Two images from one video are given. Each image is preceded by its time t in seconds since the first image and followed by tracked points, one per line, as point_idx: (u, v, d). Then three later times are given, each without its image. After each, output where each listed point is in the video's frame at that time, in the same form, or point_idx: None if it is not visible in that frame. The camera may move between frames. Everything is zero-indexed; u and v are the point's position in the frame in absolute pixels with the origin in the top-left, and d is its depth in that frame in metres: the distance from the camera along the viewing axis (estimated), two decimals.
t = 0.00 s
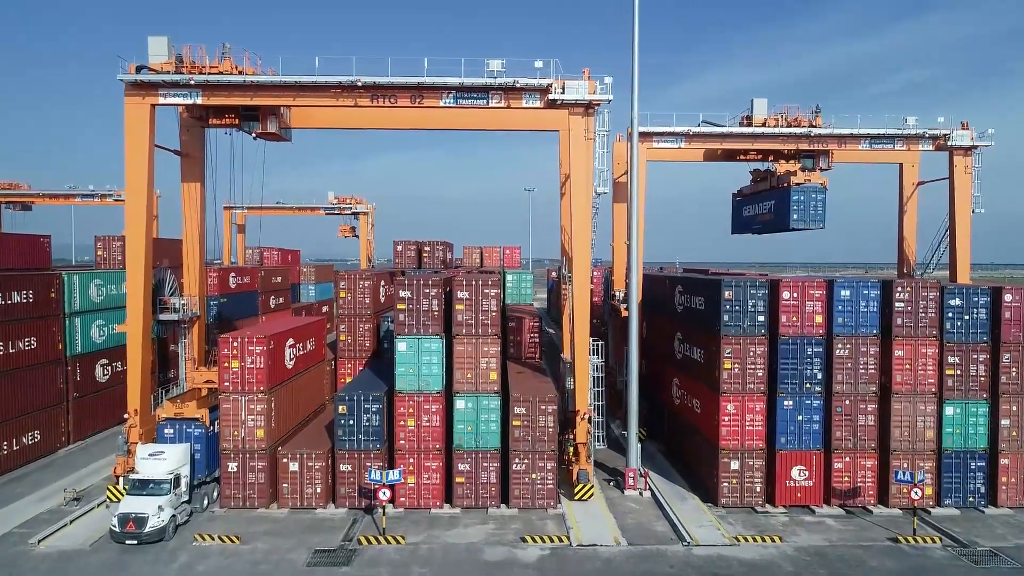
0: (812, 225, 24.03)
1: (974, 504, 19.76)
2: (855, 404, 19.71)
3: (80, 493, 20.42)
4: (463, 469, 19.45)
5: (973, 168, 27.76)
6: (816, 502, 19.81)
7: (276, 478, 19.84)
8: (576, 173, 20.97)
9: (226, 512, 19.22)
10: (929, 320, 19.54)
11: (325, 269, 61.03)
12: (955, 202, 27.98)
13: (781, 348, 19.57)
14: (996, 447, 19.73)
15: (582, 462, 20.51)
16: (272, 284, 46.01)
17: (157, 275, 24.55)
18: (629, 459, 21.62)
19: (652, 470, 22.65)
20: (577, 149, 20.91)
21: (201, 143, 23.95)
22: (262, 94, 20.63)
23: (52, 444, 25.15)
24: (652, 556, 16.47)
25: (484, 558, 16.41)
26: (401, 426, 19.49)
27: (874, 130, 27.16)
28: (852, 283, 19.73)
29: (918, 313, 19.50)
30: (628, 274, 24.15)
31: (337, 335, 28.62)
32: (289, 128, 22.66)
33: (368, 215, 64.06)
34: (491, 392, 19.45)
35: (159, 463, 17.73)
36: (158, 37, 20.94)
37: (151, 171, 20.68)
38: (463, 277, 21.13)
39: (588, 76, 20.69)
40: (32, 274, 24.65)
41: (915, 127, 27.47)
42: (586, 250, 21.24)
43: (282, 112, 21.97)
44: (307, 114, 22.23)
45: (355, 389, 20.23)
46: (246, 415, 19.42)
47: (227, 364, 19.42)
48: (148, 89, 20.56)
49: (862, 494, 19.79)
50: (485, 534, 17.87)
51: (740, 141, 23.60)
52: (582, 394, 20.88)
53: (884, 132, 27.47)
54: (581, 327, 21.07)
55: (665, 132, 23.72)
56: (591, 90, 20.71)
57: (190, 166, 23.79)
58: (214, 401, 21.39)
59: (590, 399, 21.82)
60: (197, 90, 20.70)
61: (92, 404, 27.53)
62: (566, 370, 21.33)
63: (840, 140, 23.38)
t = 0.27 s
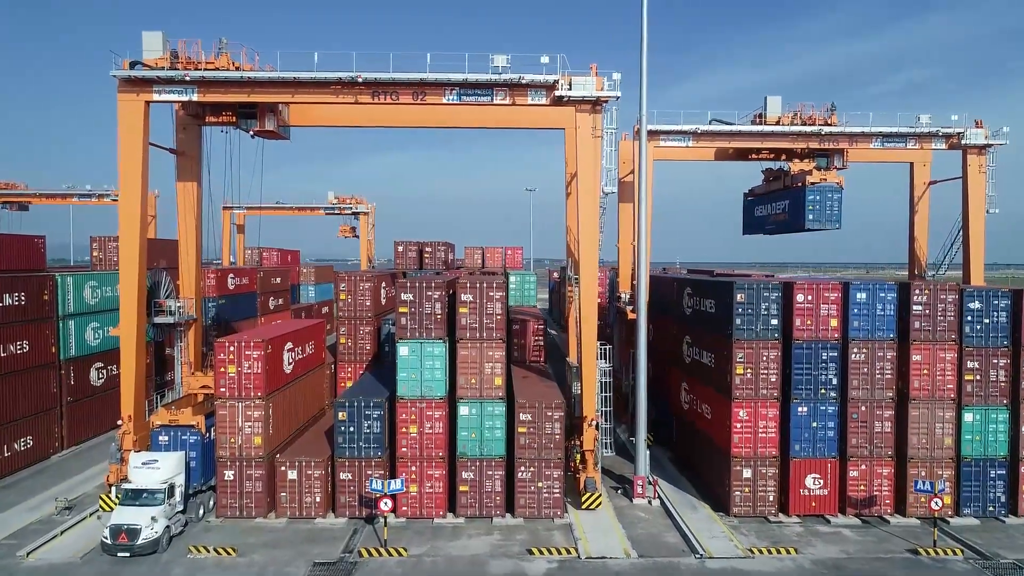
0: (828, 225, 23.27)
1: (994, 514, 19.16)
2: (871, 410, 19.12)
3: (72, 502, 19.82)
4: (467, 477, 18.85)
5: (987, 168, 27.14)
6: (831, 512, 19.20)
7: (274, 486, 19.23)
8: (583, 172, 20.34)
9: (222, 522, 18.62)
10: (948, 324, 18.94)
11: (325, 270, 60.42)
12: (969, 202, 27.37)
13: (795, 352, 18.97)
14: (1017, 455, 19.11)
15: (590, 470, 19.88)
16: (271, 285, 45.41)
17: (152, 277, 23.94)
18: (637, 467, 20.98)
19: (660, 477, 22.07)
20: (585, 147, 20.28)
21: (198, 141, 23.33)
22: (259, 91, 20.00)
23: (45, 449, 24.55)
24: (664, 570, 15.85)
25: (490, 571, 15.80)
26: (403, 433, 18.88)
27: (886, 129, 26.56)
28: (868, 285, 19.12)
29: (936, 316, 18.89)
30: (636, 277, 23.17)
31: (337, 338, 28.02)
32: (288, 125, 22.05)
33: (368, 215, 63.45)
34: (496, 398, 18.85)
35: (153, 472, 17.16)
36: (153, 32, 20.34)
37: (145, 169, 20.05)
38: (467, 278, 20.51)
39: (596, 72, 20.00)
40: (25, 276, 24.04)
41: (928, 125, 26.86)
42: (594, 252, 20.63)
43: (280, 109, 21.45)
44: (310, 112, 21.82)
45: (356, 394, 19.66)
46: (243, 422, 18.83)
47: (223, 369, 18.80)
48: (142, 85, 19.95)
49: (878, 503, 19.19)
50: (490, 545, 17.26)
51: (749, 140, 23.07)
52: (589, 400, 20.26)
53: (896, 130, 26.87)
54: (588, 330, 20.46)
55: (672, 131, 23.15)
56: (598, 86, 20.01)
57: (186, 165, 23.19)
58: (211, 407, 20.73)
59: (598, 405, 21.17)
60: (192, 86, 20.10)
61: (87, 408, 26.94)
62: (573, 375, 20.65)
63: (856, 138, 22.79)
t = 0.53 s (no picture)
0: (845, 226, 22.77)
1: (1015, 523, 18.57)
2: (889, 416, 18.54)
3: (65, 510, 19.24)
4: (472, 485, 18.27)
5: (1002, 166, 26.55)
6: (847, 521, 18.62)
7: (273, 495, 18.66)
8: (591, 171, 19.78)
9: (219, 531, 18.05)
10: (967, 327, 18.38)
11: (325, 270, 59.83)
12: (983, 201, 26.78)
13: (810, 357, 18.40)
14: None
15: (598, 478, 19.29)
16: (271, 286, 44.84)
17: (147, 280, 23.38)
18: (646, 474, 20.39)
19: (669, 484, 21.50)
20: (593, 146, 19.71)
21: (195, 139, 22.75)
22: (258, 88, 19.44)
23: (39, 455, 23.97)
24: None
25: None
26: (406, 440, 18.31)
27: (899, 127, 25.98)
28: (886, 288, 18.54)
29: (955, 320, 18.32)
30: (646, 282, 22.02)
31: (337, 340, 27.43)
32: (287, 123, 21.51)
33: (368, 215, 62.84)
34: (502, 404, 18.29)
35: (148, 481, 16.58)
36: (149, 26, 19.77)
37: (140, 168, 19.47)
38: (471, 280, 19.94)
39: (604, 68, 19.41)
40: (18, 277, 23.47)
41: (942, 123, 26.27)
42: (602, 253, 20.05)
43: (279, 106, 20.90)
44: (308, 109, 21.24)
45: (357, 399, 19.09)
46: (241, 428, 18.25)
47: (220, 374, 18.23)
48: (137, 82, 19.39)
49: (896, 512, 18.62)
50: (496, 556, 16.68)
51: (759, 138, 22.52)
52: (597, 406, 19.70)
53: (909, 128, 26.31)
54: (596, 334, 19.89)
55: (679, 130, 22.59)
56: (606, 83, 19.43)
57: (183, 164, 22.62)
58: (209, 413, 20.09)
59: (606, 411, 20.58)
60: (189, 83, 19.52)
61: (82, 412, 26.37)
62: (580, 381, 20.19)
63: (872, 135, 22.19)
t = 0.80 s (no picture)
0: (862, 226, 22.91)
1: None
2: (907, 422, 17.99)
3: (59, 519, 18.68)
4: (478, 494, 17.73)
5: (1018, 165, 26.01)
6: (864, 530, 18.09)
7: (273, 504, 18.11)
8: (600, 170, 19.23)
9: (218, 542, 17.51)
10: (988, 331, 17.82)
11: (326, 271, 59.27)
12: (998, 201, 26.24)
13: (826, 362, 17.87)
14: None
15: (608, 486, 18.76)
16: (271, 287, 44.30)
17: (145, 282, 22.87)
18: (656, 482, 19.80)
19: (680, 491, 20.97)
20: (603, 145, 19.17)
21: (193, 138, 22.21)
22: (258, 84, 18.90)
23: (34, 461, 23.40)
24: None
25: None
26: (410, 448, 17.76)
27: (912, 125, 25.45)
28: (904, 290, 17.99)
29: (976, 323, 17.75)
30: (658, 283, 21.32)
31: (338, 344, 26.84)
32: (288, 121, 21.02)
33: (369, 215, 62.30)
34: (510, 410, 17.75)
35: (144, 491, 16.05)
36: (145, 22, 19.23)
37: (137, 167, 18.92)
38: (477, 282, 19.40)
39: (614, 63, 18.86)
40: (12, 279, 22.93)
41: (955, 121, 25.75)
42: (611, 255, 19.47)
43: (279, 104, 20.40)
44: (306, 105, 20.72)
45: (360, 405, 18.55)
46: (241, 435, 17.72)
47: (219, 380, 17.70)
48: (133, 78, 18.85)
49: (915, 521, 18.08)
50: (504, 568, 16.12)
51: (770, 136, 22.01)
52: (607, 412, 19.16)
53: (922, 127, 25.79)
54: (605, 338, 19.34)
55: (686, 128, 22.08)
56: (616, 79, 18.88)
57: (181, 163, 22.07)
58: (207, 421, 19.68)
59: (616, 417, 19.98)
60: (187, 79, 18.99)
61: (78, 417, 25.82)
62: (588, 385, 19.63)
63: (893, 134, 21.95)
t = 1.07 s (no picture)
0: (881, 226, 22.43)
1: None
2: (926, 428, 17.50)
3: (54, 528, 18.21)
4: (485, 502, 17.23)
5: None
6: (882, 540, 17.60)
7: (275, 512, 17.62)
8: (610, 169, 18.75)
9: (218, 551, 17.01)
10: (1009, 335, 17.31)
11: (327, 271, 58.80)
12: (1013, 200, 25.75)
13: (843, 367, 17.37)
14: None
15: (618, 494, 18.27)
16: (272, 287, 43.81)
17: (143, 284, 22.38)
18: (667, 489, 19.29)
19: (691, 498, 20.49)
20: (613, 144, 18.65)
21: (192, 136, 21.70)
22: (258, 81, 18.35)
23: (30, 467, 22.93)
24: None
25: None
26: (415, 455, 17.27)
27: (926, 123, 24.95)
28: (923, 293, 17.49)
29: (998, 327, 17.24)
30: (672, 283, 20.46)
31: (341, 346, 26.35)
32: (289, 119, 20.52)
33: (370, 215, 61.81)
34: (517, 416, 17.26)
35: (141, 500, 15.53)
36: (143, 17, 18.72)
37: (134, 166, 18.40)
38: (483, 285, 18.88)
39: (624, 60, 18.35)
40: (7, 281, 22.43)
41: (970, 120, 25.25)
42: (621, 256, 18.94)
43: (280, 101, 19.89)
44: (311, 103, 20.43)
45: (363, 410, 18.06)
46: (241, 442, 17.21)
47: (218, 385, 17.20)
48: (131, 75, 18.35)
49: (934, 530, 17.59)
50: None
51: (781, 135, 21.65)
52: (617, 417, 18.65)
53: (936, 125, 25.30)
54: (615, 342, 18.83)
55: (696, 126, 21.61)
56: (627, 76, 18.37)
57: (180, 162, 21.57)
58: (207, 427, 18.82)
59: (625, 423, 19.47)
60: (185, 76, 18.47)
61: (75, 421, 25.34)
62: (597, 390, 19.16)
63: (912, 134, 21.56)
